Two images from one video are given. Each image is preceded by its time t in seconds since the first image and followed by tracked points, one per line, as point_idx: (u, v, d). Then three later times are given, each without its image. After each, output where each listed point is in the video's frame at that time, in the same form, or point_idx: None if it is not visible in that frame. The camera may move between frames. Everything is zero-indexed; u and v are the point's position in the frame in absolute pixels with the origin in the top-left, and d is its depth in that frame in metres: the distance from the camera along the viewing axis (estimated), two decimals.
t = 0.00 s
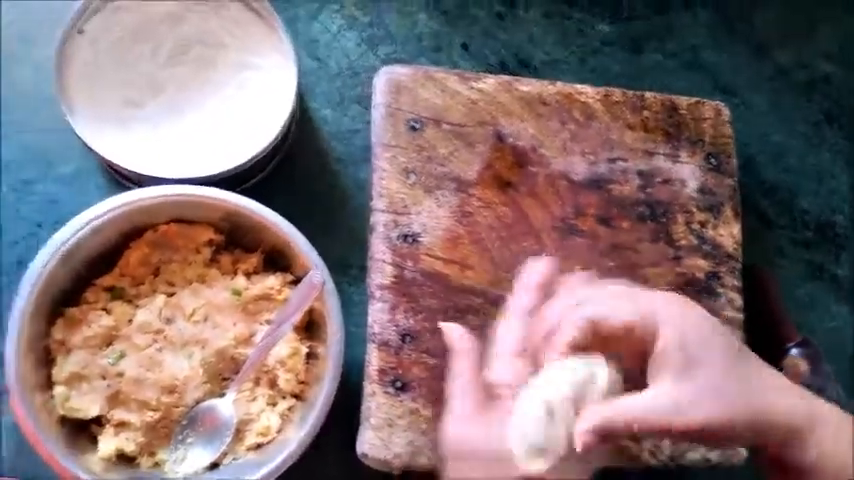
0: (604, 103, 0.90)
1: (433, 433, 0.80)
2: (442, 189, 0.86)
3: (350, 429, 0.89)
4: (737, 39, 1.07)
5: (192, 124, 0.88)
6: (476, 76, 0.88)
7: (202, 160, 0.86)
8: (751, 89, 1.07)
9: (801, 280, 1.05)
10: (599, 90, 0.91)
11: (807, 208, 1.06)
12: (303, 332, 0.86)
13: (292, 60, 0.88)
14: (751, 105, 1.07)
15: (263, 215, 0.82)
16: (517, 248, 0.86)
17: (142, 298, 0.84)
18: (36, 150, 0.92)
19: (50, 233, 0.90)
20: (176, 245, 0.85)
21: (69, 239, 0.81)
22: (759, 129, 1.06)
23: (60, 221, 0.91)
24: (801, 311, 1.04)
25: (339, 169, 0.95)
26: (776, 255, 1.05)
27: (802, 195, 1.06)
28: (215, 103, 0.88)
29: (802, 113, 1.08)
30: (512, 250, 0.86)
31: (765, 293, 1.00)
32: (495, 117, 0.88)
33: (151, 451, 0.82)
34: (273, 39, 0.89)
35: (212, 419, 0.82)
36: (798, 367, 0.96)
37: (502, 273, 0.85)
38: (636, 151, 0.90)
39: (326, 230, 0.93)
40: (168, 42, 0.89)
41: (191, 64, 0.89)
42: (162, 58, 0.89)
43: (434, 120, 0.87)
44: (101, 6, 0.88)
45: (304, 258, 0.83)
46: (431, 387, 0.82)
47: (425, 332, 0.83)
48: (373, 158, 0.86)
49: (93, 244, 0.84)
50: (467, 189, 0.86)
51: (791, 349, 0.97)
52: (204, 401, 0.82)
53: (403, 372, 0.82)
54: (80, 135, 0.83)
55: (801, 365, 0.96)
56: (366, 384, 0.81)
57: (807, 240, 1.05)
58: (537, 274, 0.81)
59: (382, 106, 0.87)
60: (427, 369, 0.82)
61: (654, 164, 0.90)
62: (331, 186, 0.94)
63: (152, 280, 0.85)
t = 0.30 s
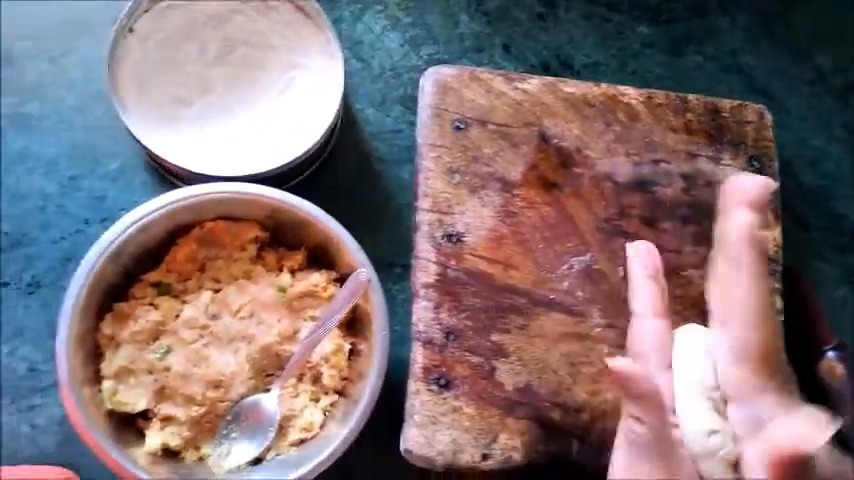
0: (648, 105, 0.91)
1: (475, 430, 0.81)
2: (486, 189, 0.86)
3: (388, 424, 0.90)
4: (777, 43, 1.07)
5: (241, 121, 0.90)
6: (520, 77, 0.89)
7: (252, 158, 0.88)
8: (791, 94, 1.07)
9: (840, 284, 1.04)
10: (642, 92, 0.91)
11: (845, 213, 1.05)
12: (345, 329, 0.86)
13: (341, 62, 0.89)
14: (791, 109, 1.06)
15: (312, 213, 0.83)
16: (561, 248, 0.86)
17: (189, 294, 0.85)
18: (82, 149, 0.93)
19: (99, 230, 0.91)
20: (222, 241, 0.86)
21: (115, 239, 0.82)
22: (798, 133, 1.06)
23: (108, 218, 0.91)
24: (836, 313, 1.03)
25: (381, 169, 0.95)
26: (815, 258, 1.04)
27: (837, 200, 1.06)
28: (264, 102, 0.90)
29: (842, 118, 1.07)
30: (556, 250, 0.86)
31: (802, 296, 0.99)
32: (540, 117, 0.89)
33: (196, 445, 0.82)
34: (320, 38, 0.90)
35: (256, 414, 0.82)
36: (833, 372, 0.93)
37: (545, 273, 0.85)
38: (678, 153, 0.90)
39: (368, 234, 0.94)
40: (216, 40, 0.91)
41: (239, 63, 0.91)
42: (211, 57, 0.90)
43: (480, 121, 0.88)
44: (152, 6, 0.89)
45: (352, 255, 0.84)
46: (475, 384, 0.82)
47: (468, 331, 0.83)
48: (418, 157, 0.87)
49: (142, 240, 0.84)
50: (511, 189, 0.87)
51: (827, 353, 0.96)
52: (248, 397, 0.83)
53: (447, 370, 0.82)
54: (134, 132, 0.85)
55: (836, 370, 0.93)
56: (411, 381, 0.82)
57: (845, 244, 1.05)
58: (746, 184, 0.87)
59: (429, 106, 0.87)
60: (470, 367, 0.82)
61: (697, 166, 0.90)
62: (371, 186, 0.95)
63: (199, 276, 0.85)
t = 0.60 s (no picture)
0: (635, 97, 0.92)
1: (469, 415, 0.82)
2: (479, 179, 0.88)
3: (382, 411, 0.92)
4: (761, 36, 1.09)
5: (234, 115, 0.92)
6: (511, 69, 0.91)
7: (245, 149, 0.90)
8: (774, 86, 1.09)
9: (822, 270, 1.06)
10: (630, 83, 0.92)
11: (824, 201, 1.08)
12: (340, 319, 0.87)
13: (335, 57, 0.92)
14: (774, 101, 1.08)
15: (307, 204, 0.85)
16: (552, 238, 0.88)
17: (185, 286, 0.85)
18: (77, 144, 0.96)
19: (93, 223, 0.94)
20: (218, 234, 0.87)
21: (112, 232, 0.83)
22: (780, 125, 1.08)
23: (102, 212, 0.95)
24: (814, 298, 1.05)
25: (373, 161, 0.98)
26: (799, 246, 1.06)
27: (818, 189, 1.08)
28: (258, 95, 0.93)
29: (822, 109, 1.09)
30: (547, 239, 0.88)
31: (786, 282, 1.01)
32: (531, 109, 0.90)
33: (193, 436, 0.83)
34: (314, 33, 0.93)
35: (253, 403, 0.83)
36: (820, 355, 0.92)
37: (537, 262, 0.87)
38: (666, 143, 0.92)
39: (365, 226, 0.96)
40: (211, 34, 0.93)
41: (234, 58, 0.94)
42: (205, 51, 0.93)
43: (472, 112, 0.89)
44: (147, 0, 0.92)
45: (348, 246, 0.85)
46: (469, 371, 0.83)
47: (463, 318, 0.84)
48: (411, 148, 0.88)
49: (138, 232, 0.85)
50: (503, 179, 0.88)
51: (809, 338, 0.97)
52: (245, 387, 0.83)
53: (442, 357, 0.83)
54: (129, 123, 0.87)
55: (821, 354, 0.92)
56: (407, 369, 0.83)
57: (826, 231, 1.07)
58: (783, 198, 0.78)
59: (422, 99, 0.89)
60: (465, 354, 0.83)
61: (684, 155, 0.92)
62: (366, 178, 0.97)
63: (194, 268, 0.86)
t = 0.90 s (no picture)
0: (595, 59, 0.92)
1: (434, 376, 0.82)
2: (442, 140, 0.87)
3: (343, 376, 0.91)
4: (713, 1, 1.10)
5: (186, 73, 0.89)
6: (473, 29, 0.89)
7: (199, 106, 0.87)
8: (726, 51, 1.10)
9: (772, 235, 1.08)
10: (590, 45, 0.92)
11: (776, 165, 1.09)
12: (301, 282, 0.86)
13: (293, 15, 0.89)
14: (727, 65, 1.09)
15: (267, 163, 0.83)
16: (515, 199, 0.87)
17: (139, 249, 0.83)
18: (19, 101, 0.93)
19: (39, 185, 0.91)
20: (174, 195, 0.84)
21: (60, 194, 0.79)
22: (733, 89, 1.09)
23: (49, 174, 0.91)
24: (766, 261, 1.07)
25: (331, 122, 0.96)
26: (752, 210, 1.07)
27: (770, 153, 1.09)
28: (212, 52, 0.90)
29: (772, 75, 1.11)
30: (510, 201, 0.87)
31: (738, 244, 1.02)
32: (492, 69, 0.89)
33: (151, 403, 0.80)
34: None
35: (214, 368, 0.81)
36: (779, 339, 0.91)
37: (499, 223, 0.86)
38: (625, 105, 0.92)
39: (323, 189, 0.94)
40: None
41: (186, 15, 0.91)
42: (155, 8, 0.91)
43: (434, 72, 0.88)
44: None
45: (309, 207, 0.83)
46: (434, 332, 0.83)
47: (427, 280, 0.84)
48: (372, 108, 0.87)
49: (89, 193, 0.82)
50: (466, 140, 0.87)
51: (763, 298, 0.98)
52: (205, 352, 0.81)
53: (406, 318, 0.82)
54: (75, 79, 0.84)
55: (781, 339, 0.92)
56: (371, 330, 0.82)
57: (777, 195, 1.08)
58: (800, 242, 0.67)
59: (382, 57, 0.87)
60: (429, 315, 0.83)
61: (642, 118, 0.92)
62: (325, 139, 0.96)
63: (149, 230, 0.83)
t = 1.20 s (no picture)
0: (602, 58, 0.91)
1: (438, 377, 0.81)
2: (447, 138, 0.86)
3: (346, 376, 0.91)
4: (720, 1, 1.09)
5: (189, 69, 0.88)
6: (479, 27, 0.89)
7: (203, 103, 0.87)
8: (732, 52, 1.09)
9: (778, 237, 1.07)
10: (596, 44, 0.92)
11: (781, 167, 1.08)
12: (305, 281, 0.85)
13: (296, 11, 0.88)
14: (733, 66, 1.09)
15: (269, 162, 0.82)
16: (520, 199, 0.87)
17: (142, 247, 0.82)
18: (21, 98, 0.93)
19: (41, 182, 0.91)
20: (177, 193, 0.84)
21: (64, 189, 0.79)
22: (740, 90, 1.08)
23: (51, 170, 0.91)
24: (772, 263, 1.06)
25: (336, 120, 0.96)
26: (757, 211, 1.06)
27: (776, 154, 1.08)
28: (216, 49, 0.90)
29: (778, 75, 1.10)
30: (515, 200, 0.86)
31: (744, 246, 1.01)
32: (498, 67, 0.89)
33: (153, 402, 0.80)
34: None
35: (216, 368, 0.81)
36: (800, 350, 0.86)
37: (504, 223, 0.86)
38: (632, 105, 0.91)
39: (326, 189, 0.94)
40: None
41: (190, 11, 0.91)
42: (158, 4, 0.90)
43: (439, 70, 0.87)
44: None
45: (313, 206, 0.83)
46: (438, 332, 0.82)
47: (431, 279, 0.83)
48: (376, 106, 0.86)
49: (92, 190, 0.81)
50: (470, 139, 0.87)
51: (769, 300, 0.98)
52: (207, 351, 0.81)
53: (410, 317, 0.82)
54: (78, 75, 0.84)
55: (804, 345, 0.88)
56: (374, 330, 0.81)
57: (783, 197, 1.08)
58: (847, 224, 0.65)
59: (387, 55, 0.87)
60: (433, 315, 0.82)
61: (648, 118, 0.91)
62: (328, 137, 0.95)
63: (152, 228, 0.83)
